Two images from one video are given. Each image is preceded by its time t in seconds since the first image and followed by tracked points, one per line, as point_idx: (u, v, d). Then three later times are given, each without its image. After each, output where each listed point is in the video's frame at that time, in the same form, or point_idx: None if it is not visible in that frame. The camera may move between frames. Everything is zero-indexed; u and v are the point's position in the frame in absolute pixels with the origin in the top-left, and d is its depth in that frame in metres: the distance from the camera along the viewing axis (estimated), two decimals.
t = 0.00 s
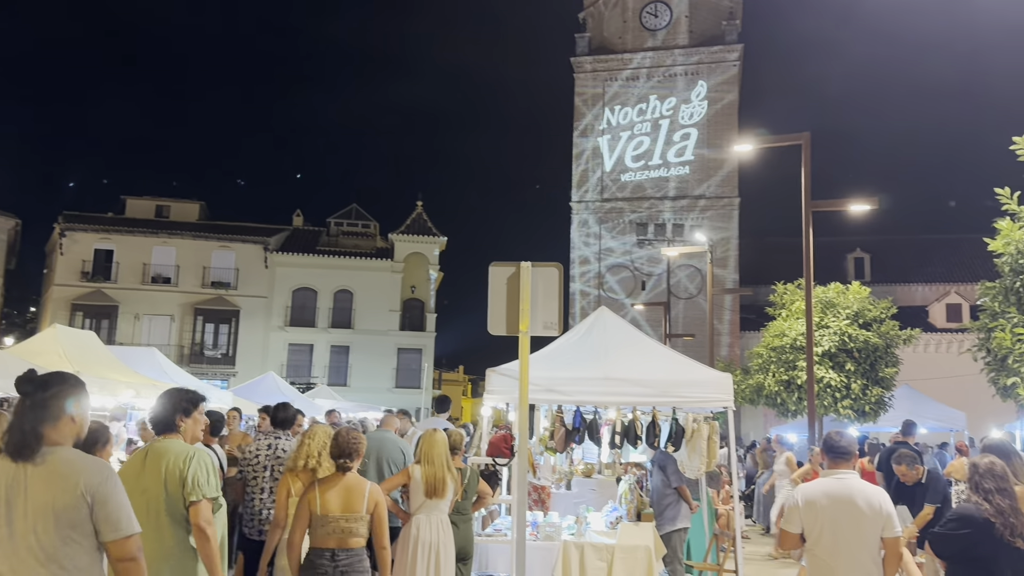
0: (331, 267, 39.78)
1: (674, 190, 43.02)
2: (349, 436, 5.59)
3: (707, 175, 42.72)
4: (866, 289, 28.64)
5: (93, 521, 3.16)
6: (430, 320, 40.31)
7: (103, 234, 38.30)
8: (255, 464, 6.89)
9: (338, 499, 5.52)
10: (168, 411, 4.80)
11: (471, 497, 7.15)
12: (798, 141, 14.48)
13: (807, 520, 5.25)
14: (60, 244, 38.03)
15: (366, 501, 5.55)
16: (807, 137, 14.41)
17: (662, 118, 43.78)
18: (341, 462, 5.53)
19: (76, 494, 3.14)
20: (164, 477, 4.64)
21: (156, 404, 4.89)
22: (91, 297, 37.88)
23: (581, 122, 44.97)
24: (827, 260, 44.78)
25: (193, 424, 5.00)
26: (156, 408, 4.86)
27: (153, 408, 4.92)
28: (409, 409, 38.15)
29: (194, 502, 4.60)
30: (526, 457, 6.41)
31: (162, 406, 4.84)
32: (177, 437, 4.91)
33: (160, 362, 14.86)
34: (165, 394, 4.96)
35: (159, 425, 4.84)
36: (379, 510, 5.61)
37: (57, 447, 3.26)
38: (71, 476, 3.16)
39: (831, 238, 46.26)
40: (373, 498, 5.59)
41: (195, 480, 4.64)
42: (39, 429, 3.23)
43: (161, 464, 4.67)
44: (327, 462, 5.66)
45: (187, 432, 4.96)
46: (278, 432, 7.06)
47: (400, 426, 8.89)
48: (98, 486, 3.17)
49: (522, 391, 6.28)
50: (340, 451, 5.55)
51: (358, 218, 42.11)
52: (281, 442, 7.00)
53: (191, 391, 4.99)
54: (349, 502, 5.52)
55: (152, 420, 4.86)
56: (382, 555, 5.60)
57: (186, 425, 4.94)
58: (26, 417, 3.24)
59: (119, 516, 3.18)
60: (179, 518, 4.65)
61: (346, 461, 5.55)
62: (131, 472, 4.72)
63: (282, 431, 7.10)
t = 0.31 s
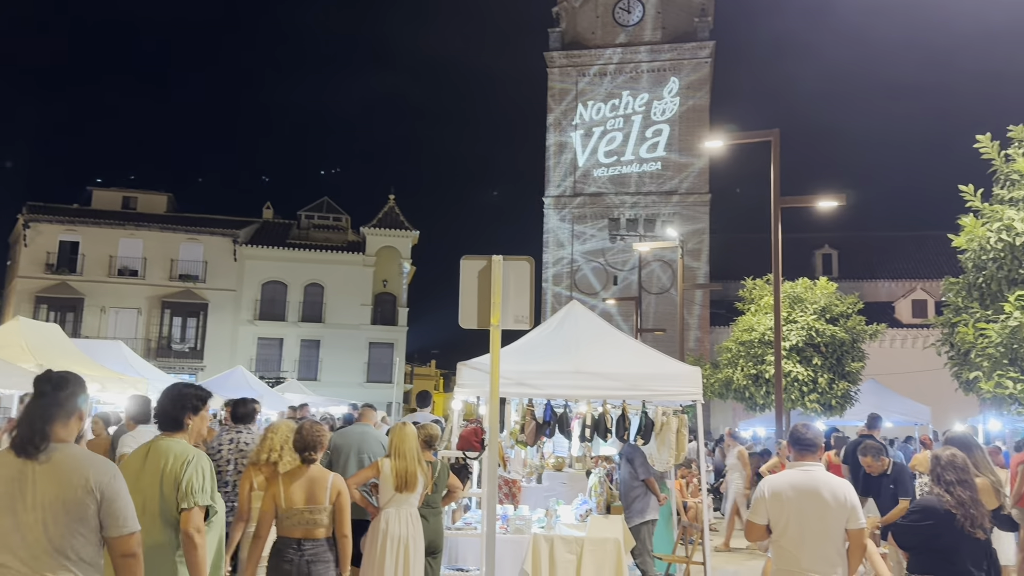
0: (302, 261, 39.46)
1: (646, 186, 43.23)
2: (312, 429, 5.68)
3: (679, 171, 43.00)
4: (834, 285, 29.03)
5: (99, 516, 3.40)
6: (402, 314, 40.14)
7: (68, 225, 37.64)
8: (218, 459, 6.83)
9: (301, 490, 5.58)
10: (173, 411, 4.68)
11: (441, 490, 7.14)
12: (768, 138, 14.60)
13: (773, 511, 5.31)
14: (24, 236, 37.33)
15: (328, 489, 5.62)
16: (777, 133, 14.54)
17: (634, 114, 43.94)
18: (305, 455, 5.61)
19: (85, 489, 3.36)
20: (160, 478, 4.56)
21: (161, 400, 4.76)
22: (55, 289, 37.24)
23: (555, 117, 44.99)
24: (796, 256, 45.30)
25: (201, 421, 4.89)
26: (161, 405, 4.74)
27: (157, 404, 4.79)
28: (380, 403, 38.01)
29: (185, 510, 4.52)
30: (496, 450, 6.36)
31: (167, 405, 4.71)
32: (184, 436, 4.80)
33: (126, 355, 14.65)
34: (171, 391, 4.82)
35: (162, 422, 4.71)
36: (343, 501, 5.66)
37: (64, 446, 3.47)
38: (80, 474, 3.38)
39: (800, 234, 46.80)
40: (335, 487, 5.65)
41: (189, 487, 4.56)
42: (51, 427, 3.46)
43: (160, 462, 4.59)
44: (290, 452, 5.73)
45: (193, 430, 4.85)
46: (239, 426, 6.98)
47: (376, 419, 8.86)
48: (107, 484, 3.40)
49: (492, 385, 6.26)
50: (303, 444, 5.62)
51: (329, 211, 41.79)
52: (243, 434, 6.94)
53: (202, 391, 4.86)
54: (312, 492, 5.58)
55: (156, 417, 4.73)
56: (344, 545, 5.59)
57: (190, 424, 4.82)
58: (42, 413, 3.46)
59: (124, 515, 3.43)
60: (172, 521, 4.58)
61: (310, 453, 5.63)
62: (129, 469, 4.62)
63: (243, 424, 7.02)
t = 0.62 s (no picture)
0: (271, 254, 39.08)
1: (616, 181, 43.41)
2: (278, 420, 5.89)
3: (650, 168, 43.23)
4: (800, 281, 29.39)
5: (115, 508, 3.67)
6: (373, 309, 39.93)
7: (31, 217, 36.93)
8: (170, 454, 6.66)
9: (267, 479, 5.78)
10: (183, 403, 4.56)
11: (409, 484, 7.11)
12: (737, 134, 14.73)
13: (740, 503, 5.37)
14: None
15: (293, 478, 5.82)
16: (745, 130, 14.68)
17: (606, 110, 44.13)
18: (272, 444, 5.80)
19: (107, 481, 3.64)
20: (165, 473, 4.43)
21: (171, 390, 4.63)
22: (18, 282, 36.54)
23: (526, 113, 45.00)
24: (765, 252, 45.76)
25: (209, 415, 4.77)
26: (171, 395, 4.61)
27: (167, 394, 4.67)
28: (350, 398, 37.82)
29: (190, 509, 4.37)
30: (466, 445, 6.32)
31: (178, 395, 4.59)
32: (192, 429, 4.70)
33: (90, 348, 14.42)
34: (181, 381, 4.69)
35: (170, 414, 4.58)
36: (306, 490, 5.89)
37: (95, 441, 3.70)
38: (104, 466, 3.65)
39: (768, 231, 47.30)
40: (299, 476, 5.86)
41: (194, 485, 4.42)
42: (86, 420, 3.69)
43: (165, 455, 4.46)
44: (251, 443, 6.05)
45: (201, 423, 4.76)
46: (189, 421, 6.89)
47: (349, 414, 8.81)
48: (126, 478, 3.70)
49: (462, 378, 6.25)
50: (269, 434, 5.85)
51: (298, 204, 41.42)
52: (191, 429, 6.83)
53: (214, 382, 4.75)
54: (277, 482, 5.79)
55: (165, 408, 4.60)
56: (309, 532, 5.82)
57: (199, 416, 4.70)
58: (76, 406, 3.68)
59: (138, 509, 3.72)
60: (174, 517, 4.43)
61: (277, 443, 5.83)
62: (135, 460, 4.48)
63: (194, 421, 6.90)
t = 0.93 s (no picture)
0: (235, 248, 38.58)
1: (583, 178, 43.56)
2: (245, 418, 6.15)
3: (617, 165, 43.43)
4: (763, 277, 29.78)
5: (89, 503, 3.64)
6: (339, 304, 39.61)
7: None
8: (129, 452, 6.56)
9: (236, 476, 6.08)
10: (168, 398, 4.51)
11: (373, 480, 7.09)
12: (702, 132, 14.85)
13: (700, 496, 5.43)
14: None
15: (262, 475, 6.14)
16: (710, 128, 14.81)
17: (574, 107, 44.26)
18: (240, 442, 6.09)
19: (80, 473, 3.62)
20: (147, 469, 4.35)
21: (157, 386, 4.58)
22: None
23: (494, 108, 44.94)
24: (729, 248, 46.25)
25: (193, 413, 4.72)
26: (156, 390, 4.56)
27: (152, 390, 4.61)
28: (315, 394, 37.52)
29: (172, 507, 4.30)
30: (430, 441, 6.25)
31: (164, 390, 4.54)
32: (177, 426, 4.65)
33: (48, 342, 14.12)
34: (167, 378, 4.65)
35: (156, 409, 4.52)
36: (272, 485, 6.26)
37: (67, 434, 3.71)
38: (80, 461, 3.63)
39: (732, 228, 47.81)
40: (267, 473, 6.19)
41: (177, 483, 4.34)
42: (57, 413, 3.71)
43: (150, 451, 4.39)
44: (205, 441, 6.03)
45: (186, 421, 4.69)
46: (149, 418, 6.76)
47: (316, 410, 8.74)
48: (100, 471, 3.68)
49: (427, 373, 6.20)
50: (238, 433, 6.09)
51: (263, 197, 40.92)
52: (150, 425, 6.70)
53: (199, 380, 4.74)
54: (246, 478, 6.10)
55: (150, 402, 4.54)
56: (272, 526, 6.23)
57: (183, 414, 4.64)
58: (48, 398, 3.71)
59: (110, 504, 3.68)
60: (155, 516, 4.34)
61: (244, 441, 6.11)
62: (117, 456, 4.41)
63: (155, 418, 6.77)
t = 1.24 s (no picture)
0: (205, 244, 38.11)
1: (558, 175, 43.61)
2: (217, 413, 6.12)
3: (592, 162, 43.60)
4: (734, 274, 30.02)
5: (43, 488, 3.86)
6: (311, 300, 39.30)
7: None
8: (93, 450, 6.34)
9: (211, 469, 6.04)
10: (138, 390, 4.47)
11: (344, 476, 7.02)
12: (674, 129, 14.91)
13: (669, 490, 5.47)
14: None
15: (236, 466, 6.14)
16: (682, 126, 14.88)
17: (548, 104, 44.34)
18: (213, 435, 6.07)
19: (33, 462, 3.84)
20: (121, 462, 4.34)
21: (130, 380, 4.56)
22: None
23: (468, 104, 44.86)
24: (702, 246, 46.60)
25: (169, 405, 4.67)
26: (129, 384, 4.54)
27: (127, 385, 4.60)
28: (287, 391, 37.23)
29: (142, 497, 4.29)
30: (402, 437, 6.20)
31: (136, 383, 4.51)
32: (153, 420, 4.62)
33: (12, 339, 13.82)
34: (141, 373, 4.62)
35: (128, 403, 4.49)
36: (245, 478, 6.26)
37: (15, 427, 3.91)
38: (30, 450, 3.85)
39: (704, 225, 48.22)
40: (240, 465, 6.22)
41: (146, 474, 4.32)
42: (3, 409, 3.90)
43: (123, 444, 4.38)
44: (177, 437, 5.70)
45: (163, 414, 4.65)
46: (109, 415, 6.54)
47: (288, 406, 8.69)
48: (50, 458, 3.90)
49: (400, 369, 6.17)
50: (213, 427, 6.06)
51: (234, 192, 40.47)
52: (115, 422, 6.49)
53: (173, 374, 4.67)
54: (221, 471, 6.07)
55: (122, 397, 4.52)
56: (245, 517, 6.23)
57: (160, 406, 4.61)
58: None
59: (63, 488, 3.91)
60: (127, 507, 4.32)
61: (217, 434, 6.09)
62: (91, 452, 4.43)
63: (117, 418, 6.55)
